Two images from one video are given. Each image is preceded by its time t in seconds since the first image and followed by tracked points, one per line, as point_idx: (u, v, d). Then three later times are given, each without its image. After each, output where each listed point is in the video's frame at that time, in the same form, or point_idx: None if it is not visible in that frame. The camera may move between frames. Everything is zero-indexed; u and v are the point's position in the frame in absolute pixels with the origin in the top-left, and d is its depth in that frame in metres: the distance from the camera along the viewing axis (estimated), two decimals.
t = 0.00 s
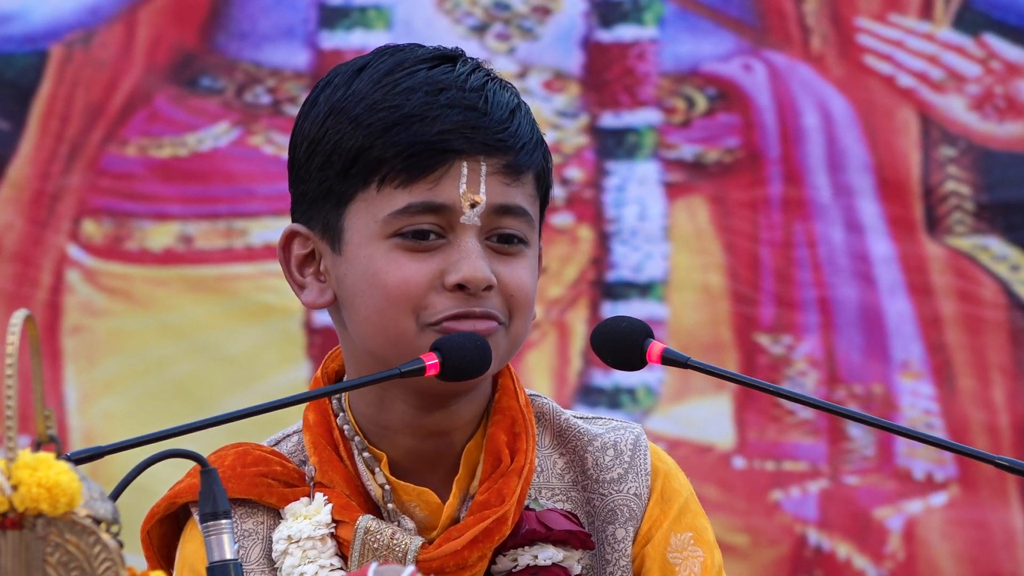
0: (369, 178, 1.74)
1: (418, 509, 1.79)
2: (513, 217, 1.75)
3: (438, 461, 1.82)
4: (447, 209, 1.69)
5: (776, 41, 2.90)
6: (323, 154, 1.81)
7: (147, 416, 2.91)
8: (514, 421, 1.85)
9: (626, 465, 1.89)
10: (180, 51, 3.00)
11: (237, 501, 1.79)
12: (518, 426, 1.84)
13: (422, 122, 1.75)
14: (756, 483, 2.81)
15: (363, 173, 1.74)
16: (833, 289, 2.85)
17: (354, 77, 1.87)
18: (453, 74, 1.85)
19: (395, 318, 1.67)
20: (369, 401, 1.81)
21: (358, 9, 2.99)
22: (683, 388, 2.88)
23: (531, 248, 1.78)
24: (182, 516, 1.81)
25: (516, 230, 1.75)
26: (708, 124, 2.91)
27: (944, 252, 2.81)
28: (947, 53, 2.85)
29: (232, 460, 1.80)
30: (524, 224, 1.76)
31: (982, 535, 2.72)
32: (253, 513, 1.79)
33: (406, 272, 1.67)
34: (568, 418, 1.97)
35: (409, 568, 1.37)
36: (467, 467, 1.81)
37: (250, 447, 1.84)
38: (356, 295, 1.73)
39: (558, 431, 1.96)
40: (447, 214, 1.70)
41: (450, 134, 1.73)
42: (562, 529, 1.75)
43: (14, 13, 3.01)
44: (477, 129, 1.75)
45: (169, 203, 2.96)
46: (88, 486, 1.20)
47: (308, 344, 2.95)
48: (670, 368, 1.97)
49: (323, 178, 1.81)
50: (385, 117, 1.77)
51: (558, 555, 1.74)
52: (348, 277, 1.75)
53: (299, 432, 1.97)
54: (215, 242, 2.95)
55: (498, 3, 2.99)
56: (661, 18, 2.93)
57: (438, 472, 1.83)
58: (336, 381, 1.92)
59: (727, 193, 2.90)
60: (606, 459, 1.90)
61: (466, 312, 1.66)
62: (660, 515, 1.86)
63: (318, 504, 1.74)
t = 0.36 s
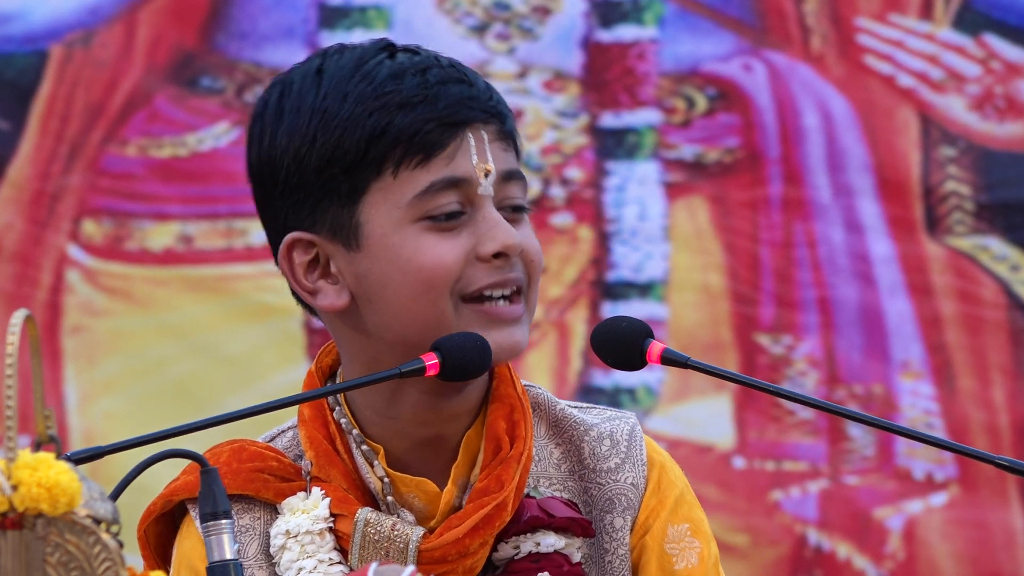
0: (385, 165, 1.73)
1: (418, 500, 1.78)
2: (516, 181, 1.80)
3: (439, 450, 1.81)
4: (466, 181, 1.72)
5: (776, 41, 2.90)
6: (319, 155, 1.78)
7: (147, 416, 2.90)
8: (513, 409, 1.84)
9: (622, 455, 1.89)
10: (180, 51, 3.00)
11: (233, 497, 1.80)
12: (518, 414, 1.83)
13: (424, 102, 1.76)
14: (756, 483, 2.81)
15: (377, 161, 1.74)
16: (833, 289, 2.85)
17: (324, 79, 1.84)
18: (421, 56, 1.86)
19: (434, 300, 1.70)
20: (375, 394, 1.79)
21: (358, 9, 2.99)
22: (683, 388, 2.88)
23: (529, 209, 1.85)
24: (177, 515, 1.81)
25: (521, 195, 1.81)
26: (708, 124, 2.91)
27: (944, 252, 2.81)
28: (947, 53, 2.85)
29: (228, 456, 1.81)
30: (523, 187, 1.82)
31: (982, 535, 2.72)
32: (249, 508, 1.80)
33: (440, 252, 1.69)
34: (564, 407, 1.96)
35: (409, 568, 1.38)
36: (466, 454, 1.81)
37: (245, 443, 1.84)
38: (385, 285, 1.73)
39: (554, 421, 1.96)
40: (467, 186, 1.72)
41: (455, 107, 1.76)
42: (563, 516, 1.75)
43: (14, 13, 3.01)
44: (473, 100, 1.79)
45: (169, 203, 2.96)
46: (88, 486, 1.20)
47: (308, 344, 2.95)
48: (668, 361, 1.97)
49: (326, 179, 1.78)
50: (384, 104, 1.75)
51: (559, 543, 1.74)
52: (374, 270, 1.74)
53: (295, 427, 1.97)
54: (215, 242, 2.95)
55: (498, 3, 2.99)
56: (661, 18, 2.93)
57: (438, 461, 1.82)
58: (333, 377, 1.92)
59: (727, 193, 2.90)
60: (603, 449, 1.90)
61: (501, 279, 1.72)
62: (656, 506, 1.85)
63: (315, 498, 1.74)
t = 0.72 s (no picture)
0: (381, 143, 1.75)
1: (407, 491, 1.78)
2: (506, 176, 1.81)
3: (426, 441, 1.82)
4: (461, 166, 1.74)
5: (776, 41, 2.91)
6: (313, 134, 1.80)
7: (147, 415, 2.90)
8: (497, 397, 1.85)
9: (608, 442, 1.89)
10: (180, 51, 3.00)
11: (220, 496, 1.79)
12: (502, 401, 1.85)
13: (422, 85, 1.81)
14: (756, 483, 2.81)
15: (373, 140, 1.76)
16: (833, 289, 2.85)
17: (319, 63, 1.88)
18: (414, 45, 1.92)
19: (427, 279, 1.69)
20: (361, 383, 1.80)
21: (358, 9, 2.99)
22: (683, 388, 2.88)
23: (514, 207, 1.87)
24: (163, 517, 1.82)
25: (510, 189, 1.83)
26: (708, 124, 2.91)
27: (944, 252, 2.81)
28: (947, 53, 2.85)
29: (212, 454, 1.81)
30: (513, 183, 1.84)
31: (982, 535, 2.72)
32: (235, 506, 1.79)
33: (435, 232, 1.70)
34: (548, 396, 1.96)
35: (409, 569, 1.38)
36: (453, 444, 1.82)
37: (230, 441, 1.84)
38: (378, 265, 1.73)
39: (538, 409, 1.96)
40: (462, 171, 1.74)
41: (452, 91, 1.80)
42: (551, 503, 1.77)
43: (14, 13, 3.01)
44: (469, 87, 1.84)
45: (169, 203, 2.96)
46: (88, 486, 1.20)
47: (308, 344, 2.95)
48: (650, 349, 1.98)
49: (320, 158, 1.80)
50: (384, 85, 1.80)
51: (547, 530, 1.75)
52: (367, 249, 1.74)
53: (278, 424, 1.97)
54: (215, 242, 2.95)
55: (498, 3, 2.99)
56: (661, 18, 2.93)
57: (426, 454, 1.83)
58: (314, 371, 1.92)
59: (727, 193, 2.90)
60: (589, 436, 1.90)
61: (494, 266, 1.72)
62: (645, 492, 1.86)
63: (303, 493, 1.74)
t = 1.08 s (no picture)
0: (407, 165, 1.73)
1: (407, 498, 1.78)
2: (527, 208, 1.80)
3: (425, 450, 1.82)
4: (483, 199, 1.73)
5: (776, 41, 2.91)
6: (342, 142, 1.78)
7: (147, 415, 2.90)
8: (500, 407, 1.85)
9: (609, 451, 1.89)
10: (180, 51, 3.00)
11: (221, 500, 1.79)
12: (504, 411, 1.85)
13: (458, 111, 1.77)
14: (756, 484, 2.81)
15: (400, 160, 1.73)
16: (833, 289, 2.85)
17: (359, 68, 1.84)
18: (459, 64, 1.89)
19: (429, 310, 1.71)
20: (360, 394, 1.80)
21: (358, 9, 2.99)
22: (683, 388, 2.88)
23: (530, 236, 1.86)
24: (163, 520, 1.81)
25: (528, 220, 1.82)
26: (708, 124, 2.91)
27: (944, 252, 2.81)
28: (947, 53, 2.85)
29: (212, 458, 1.81)
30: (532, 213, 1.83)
31: (982, 535, 2.72)
32: (236, 510, 1.79)
33: (445, 264, 1.70)
34: (549, 403, 1.96)
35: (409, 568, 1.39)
36: (454, 454, 1.81)
37: (231, 445, 1.84)
38: (384, 286, 1.73)
39: (540, 417, 1.96)
40: (482, 204, 1.73)
41: (488, 122, 1.77)
42: (551, 513, 1.76)
43: (14, 13, 3.01)
44: (506, 118, 1.81)
45: (169, 203, 2.96)
46: (88, 486, 1.20)
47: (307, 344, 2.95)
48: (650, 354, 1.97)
49: (343, 166, 1.77)
50: (420, 105, 1.77)
51: (547, 540, 1.75)
52: (375, 268, 1.74)
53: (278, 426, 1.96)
54: (215, 242, 2.95)
55: (498, 3, 2.98)
56: (661, 18, 2.93)
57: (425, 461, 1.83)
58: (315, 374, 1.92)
59: (727, 193, 2.90)
60: (589, 444, 1.89)
61: (498, 302, 1.72)
62: (645, 500, 1.86)
63: (303, 499, 1.74)
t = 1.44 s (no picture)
0: (422, 178, 1.73)
1: (409, 501, 1.78)
2: (543, 222, 1.79)
3: (427, 453, 1.83)
4: (497, 215, 1.72)
5: (776, 41, 2.90)
6: (361, 150, 1.78)
7: (147, 416, 2.90)
8: (506, 412, 1.85)
9: (613, 458, 1.89)
10: (180, 51, 3.00)
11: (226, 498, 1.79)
12: (510, 417, 1.85)
13: (478, 126, 1.77)
14: (756, 484, 2.81)
15: (416, 172, 1.73)
16: (833, 289, 2.85)
17: (384, 73, 1.85)
18: (485, 74, 1.88)
19: (437, 323, 1.70)
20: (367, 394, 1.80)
21: (358, 9, 2.99)
22: (683, 388, 2.88)
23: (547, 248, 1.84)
24: (167, 516, 1.81)
25: (543, 233, 1.80)
26: (708, 124, 2.91)
27: (944, 252, 2.81)
28: (948, 53, 2.85)
29: (218, 456, 1.82)
30: (549, 226, 1.82)
31: (982, 535, 2.72)
32: (240, 509, 1.79)
33: (455, 278, 1.69)
34: (555, 409, 1.96)
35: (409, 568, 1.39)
36: (456, 458, 1.82)
37: (236, 443, 1.84)
38: (394, 296, 1.73)
39: (545, 422, 1.96)
40: (496, 219, 1.72)
41: (508, 139, 1.77)
42: (551, 520, 1.74)
43: (14, 13, 3.01)
44: (527, 135, 1.80)
45: (169, 203, 2.96)
46: (88, 486, 1.20)
47: (307, 344, 2.94)
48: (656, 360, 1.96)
49: (361, 174, 1.78)
50: (440, 118, 1.77)
51: (547, 547, 1.73)
52: (386, 278, 1.74)
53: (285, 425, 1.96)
54: (215, 242, 2.95)
55: (498, 3, 2.98)
56: (661, 18, 2.93)
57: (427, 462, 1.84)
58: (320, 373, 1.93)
59: (727, 193, 2.90)
60: (594, 451, 1.89)
61: (509, 318, 1.71)
62: (649, 508, 1.86)
63: (307, 500, 1.75)
